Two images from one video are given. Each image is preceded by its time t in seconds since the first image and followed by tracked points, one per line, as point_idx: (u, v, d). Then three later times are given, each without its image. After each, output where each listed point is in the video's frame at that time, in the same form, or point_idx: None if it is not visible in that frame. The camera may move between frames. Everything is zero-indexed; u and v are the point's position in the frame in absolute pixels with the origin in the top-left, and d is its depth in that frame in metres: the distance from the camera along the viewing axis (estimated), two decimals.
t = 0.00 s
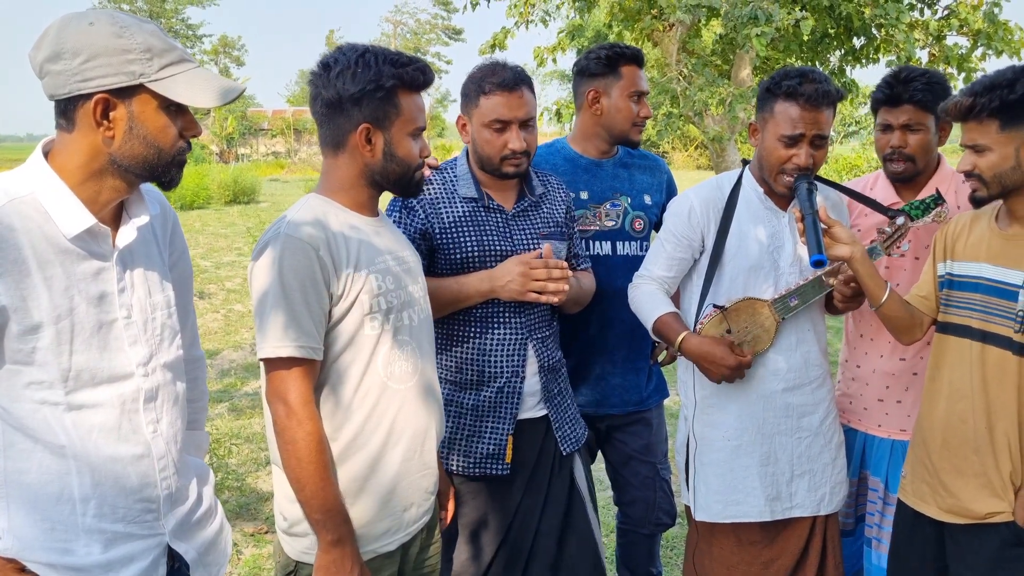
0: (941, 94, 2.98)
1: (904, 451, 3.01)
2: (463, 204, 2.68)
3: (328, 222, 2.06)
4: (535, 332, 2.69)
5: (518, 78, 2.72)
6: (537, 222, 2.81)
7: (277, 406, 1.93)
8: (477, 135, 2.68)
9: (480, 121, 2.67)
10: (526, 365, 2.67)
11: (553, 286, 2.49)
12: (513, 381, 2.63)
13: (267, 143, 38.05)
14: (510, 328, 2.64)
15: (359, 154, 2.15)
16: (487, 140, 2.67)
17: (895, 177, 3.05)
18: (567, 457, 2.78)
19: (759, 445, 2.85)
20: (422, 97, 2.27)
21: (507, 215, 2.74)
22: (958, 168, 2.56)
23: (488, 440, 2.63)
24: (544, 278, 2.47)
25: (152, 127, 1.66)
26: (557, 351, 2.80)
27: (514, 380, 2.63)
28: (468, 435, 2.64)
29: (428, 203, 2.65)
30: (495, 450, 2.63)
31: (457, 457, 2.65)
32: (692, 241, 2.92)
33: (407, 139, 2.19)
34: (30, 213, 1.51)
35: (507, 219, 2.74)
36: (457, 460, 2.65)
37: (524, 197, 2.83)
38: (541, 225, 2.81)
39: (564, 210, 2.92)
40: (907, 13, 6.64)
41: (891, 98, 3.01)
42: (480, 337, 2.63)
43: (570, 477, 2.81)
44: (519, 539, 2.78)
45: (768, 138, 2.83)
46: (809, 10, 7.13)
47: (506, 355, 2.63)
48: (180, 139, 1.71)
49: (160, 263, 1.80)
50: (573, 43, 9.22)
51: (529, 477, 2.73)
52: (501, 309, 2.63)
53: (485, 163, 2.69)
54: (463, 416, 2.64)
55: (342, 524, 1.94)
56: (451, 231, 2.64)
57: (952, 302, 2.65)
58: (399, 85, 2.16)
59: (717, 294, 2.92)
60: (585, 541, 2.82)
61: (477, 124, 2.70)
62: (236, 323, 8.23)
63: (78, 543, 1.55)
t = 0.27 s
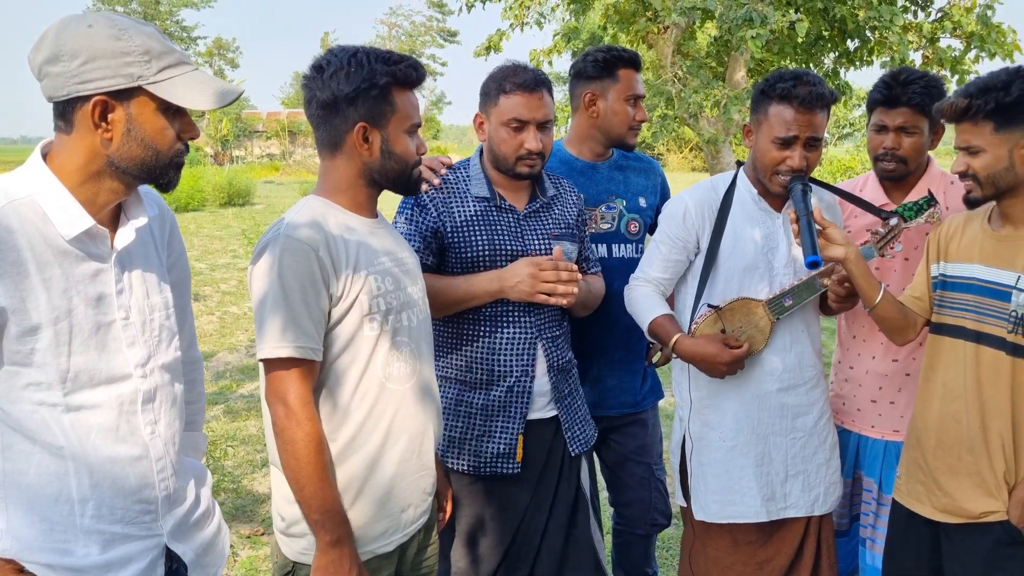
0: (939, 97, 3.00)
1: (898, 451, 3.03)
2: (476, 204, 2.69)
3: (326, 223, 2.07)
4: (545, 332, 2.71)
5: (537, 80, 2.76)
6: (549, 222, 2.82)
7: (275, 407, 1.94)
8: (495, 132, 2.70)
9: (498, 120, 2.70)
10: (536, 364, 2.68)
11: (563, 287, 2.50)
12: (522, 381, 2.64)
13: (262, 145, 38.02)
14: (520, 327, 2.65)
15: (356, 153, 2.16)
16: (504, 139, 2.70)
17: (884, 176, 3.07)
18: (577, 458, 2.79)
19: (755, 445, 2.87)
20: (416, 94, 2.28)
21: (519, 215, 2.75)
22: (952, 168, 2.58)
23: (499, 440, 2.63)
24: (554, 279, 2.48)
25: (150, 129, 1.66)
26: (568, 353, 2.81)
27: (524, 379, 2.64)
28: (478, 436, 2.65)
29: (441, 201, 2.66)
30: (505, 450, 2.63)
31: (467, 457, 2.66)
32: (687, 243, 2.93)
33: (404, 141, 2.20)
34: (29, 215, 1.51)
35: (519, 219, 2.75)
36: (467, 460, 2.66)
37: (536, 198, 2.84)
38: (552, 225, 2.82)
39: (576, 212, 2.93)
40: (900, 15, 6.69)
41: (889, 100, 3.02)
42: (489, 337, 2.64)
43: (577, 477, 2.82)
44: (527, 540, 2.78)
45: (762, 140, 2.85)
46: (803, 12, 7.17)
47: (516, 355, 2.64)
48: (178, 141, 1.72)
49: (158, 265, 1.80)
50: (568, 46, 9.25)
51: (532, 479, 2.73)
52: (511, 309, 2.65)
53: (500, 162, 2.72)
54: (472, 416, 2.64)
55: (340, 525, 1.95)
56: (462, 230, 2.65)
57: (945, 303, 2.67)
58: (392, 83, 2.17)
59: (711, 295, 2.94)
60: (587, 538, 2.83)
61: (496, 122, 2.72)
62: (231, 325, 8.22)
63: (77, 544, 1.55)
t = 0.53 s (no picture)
0: (917, 98, 3.02)
1: (888, 451, 3.05)
2: (491, 204, 2.70)
3: (322, 224, 2.07)
4: (559, 332, 2.73)
5: (562, 83, 2.77)
6: (562, 223, 2.83)
7: (272, 406, 1.94)
8: (516, 131, 2.71)
9: (522, 118, 2.70)
10: (551, 364, 2.70)
11: (577, 286, 2.51)
12: (538, 380, 2.66)
13: (255, 147, 37.94)
14: (534, 328, 2.68)
15: (354, 155, 2.17)
16: (525, 138, 2.70)
17: (867, 178, 3.08)
18: (591, 457, 2.80)
19: (749, 445, 2.88)
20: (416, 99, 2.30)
21: (533, 217, 2.76)
22: (952, 171, 2.60)
23: (515, 440, 2.65)
24: (567, 279, 2.49)
25: (150, 131, 1.67)
26: (581, 353, 2.84)
27: (540, 380, 2.66)
28: (494, 436, 2.66)
29: (456, 201, 2.68)
30: (522, 450, 2.65)
31: (484, 458, 2.68)
32: (682, 244, 2.94)
33: (401, 143, 2.21)
34: (28, 216, 1.51)
35: (533, 220, 2.75)
36: (484, 461, 2.68)
37: (549, 199, 2.85)
38: (564, 226, 2.83)
39: (587, 213, 2.95)
40: (892, 17, 6.74)
41: (868, 102, 3.02)
42: (505, 338, 2.66)
43: (593, 477, 2.82)
44: (545, 541, 2.77)
45: (757, 141, 2.87)
46: (796, 15, 7.21)
47: (531, 355, 2.66)
48: (177, 142, 1.72)
49: (156, 266, 1.80)
50: (561, 47, 9.27)
51: (536, 480, 2.73)
52: (526, 310, 2.67)
53: (519, 162, 2.72)
54: (489, 417, 2.66)
55: (338, 524, 1.95)
56: (478, 230, 2.67)
57: (938, 303, 2.70)
58: (393, 87, 2.19)
59: (706, 296, 2.96)
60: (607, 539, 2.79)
61: (519, 122, 2.72)
62: (223, 326, 8.20)
63: (74, 544, 1.55)
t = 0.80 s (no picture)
0: (895, 99, 3.05)
1: (879, 452, 3.08)
2: (470, 205, 2.70)
3: (318, 224, 2.07)
4: (543, 331, 2.73)
5: (536, 82, 2.79)
6: (542, 223, 2.84)
7: (267, 407, 1.94)
8: (492, 131, 2.72)
9: (497, 119, 2.72)
10: (535, 363, 2.70)
11: (560, 287, 2.52)
12: (523, 380, 2.65)
13: (244, 148, 37.81)
14: (518, 327, 2.67)
15: (347, 154, 2.16)
16: (502, 139, 2.72)
17: (856, 182, 3.11)
18: (580, 456, 2.80)
19: (741, 445, 2.90)
20: (409, 98, 2.29)
21: (513, 216, 2.76)
22: (940, 174, 2.62)
23: (501, 440, 2.65)
24: (550, 279, 2.50)
25: (143, 132, 1.66)
26: (565, 351, 2.84)
27: (525, 379, 2.66)
28: (480, 436, 2.67)
29: (435, 204, 2.67)
30: (508, 449, 2.65)
31: (471, 458, 2.68)
32: (675, 245, 2.96)
33: (395, 143, 2.20)
34: (24, 215, 1.51)
35: (513, 220, 2.76)
36: (470, 461, 2.69)
37: (528, 198, 2.85)
38: (545, 225, 2.84)
39: (567, 212, 2.95)
40: (880, 20, 6.80)
41: (846, 106, 3.06)
42: (489, 338, 2.66)
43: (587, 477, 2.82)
44: (542, 543, 2.77)
45: (749, 142, 2.89)
46: (785, 17, 7.25)
47: (515, 354, 2.66)
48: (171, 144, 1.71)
49: (152, 266, 1.80)
50: (551, 49, 9.29)
51: (529, 480, 2.74)
52: (509, 309, 2.66)
53: (496, 163, 2.73)
54: (474, 416, 2.67)
55: (332, 524, 1.95)
56: (458, 232, 2.66)
57: (928, 303, 2.72)
58: (385, 86, 2.18)
59: (699, 296, 2.97)
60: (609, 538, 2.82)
61: (495, 123, 2.74)
62: (214, 328, 8.17)
63: (71, 545, 1.55)
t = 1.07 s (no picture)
0: (900, 101, 3.07)
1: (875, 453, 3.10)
2: (446, 209, 2.70)
3: (314, 227, 2.07)
4: (521, 333, 2.74)
5: (502, 83, 2.80)
6: (519, 225, 2.84)
7: (266, 409, 1.93)
8: (463, 134, 2.71)
9: (467, 121, 2.72)
10: (513, 364, 2.71)
11: (535, 288, 2.53)
12: (501, 381, 2.66)
13: (232, 149, 37.65)
14: (496, 329, 2.67)
15: (342, 156, 2.16)
16: (474, 142, 2.72)
17: (861, 183, 3.13)
18: (557, 459, 2.81)
19: (735, 445, 2.92)
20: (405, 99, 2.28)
21: (490, 219, 2.77)
22: (932, 176, 2.64)
23: (478, 441, 2.65)
24: (525, 281, 2.50)
25: (121, 132, 1.63)
26: (542, 352, 2.85)
27: (503, 380, 2.66)
28: (457, 437, 2.66)
29: (410, 208, 2.67)
30: (485, 451, 2.65)
31: (448, 459, 2.66)
32: (670, 247, 2.98)
33: (393, 144, 2.20)
34: (26, 216, 1.51)
35: (489, 222, 2.76)
36: (447, 462, 2.67)
37: (505, 200, 2.86)
38: (523, 227, 2.84)
39: (545, 212, 2.95)
40: (868, 22, 6.85)
41: (851, 109, 3.10)
42: (467, 339, 2.66)
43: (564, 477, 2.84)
44: (518, 544, 2.79)
45: (744, 143, 2.91)
46: (774, 19, 7.29)
47: (493, 356, 2.66)
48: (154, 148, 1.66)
49: (153, 265, 1.79)
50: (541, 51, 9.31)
51: (518, 479, 2.75)
52: (486, 312, 2.67)
53: (470, 166, 2.73)
54: (452, 417, 2.66)
55: (331, 525, 1.94)
56: (434, 236, 2.66)
57: (920, 303, 2.75)
58: (381, 88, 2.17)
59: (694, 298, 2.99)
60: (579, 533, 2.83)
61: (466, 126, 2.74)
62: (203, 331, 8.13)
63: (73, 548, 1.55)
